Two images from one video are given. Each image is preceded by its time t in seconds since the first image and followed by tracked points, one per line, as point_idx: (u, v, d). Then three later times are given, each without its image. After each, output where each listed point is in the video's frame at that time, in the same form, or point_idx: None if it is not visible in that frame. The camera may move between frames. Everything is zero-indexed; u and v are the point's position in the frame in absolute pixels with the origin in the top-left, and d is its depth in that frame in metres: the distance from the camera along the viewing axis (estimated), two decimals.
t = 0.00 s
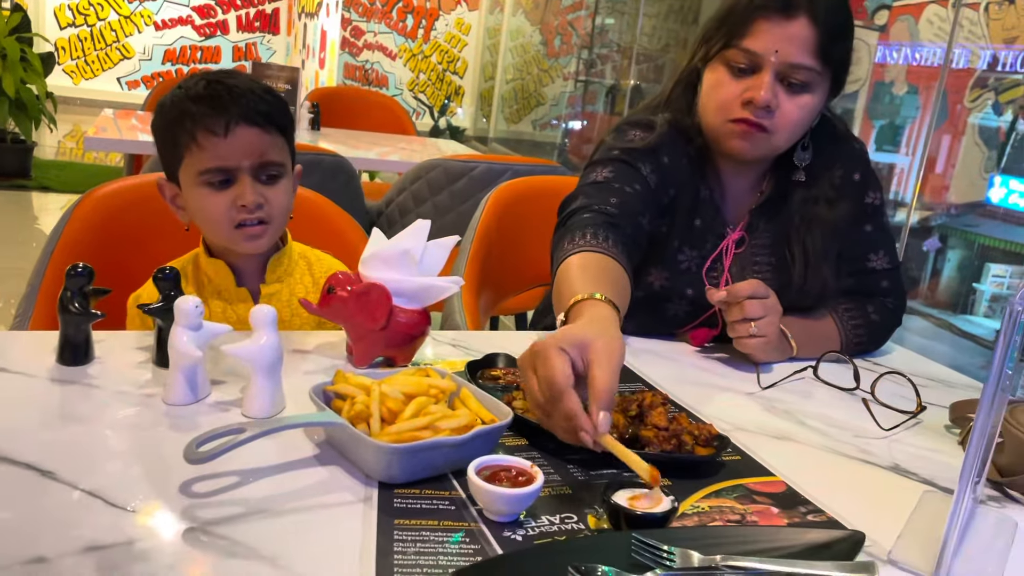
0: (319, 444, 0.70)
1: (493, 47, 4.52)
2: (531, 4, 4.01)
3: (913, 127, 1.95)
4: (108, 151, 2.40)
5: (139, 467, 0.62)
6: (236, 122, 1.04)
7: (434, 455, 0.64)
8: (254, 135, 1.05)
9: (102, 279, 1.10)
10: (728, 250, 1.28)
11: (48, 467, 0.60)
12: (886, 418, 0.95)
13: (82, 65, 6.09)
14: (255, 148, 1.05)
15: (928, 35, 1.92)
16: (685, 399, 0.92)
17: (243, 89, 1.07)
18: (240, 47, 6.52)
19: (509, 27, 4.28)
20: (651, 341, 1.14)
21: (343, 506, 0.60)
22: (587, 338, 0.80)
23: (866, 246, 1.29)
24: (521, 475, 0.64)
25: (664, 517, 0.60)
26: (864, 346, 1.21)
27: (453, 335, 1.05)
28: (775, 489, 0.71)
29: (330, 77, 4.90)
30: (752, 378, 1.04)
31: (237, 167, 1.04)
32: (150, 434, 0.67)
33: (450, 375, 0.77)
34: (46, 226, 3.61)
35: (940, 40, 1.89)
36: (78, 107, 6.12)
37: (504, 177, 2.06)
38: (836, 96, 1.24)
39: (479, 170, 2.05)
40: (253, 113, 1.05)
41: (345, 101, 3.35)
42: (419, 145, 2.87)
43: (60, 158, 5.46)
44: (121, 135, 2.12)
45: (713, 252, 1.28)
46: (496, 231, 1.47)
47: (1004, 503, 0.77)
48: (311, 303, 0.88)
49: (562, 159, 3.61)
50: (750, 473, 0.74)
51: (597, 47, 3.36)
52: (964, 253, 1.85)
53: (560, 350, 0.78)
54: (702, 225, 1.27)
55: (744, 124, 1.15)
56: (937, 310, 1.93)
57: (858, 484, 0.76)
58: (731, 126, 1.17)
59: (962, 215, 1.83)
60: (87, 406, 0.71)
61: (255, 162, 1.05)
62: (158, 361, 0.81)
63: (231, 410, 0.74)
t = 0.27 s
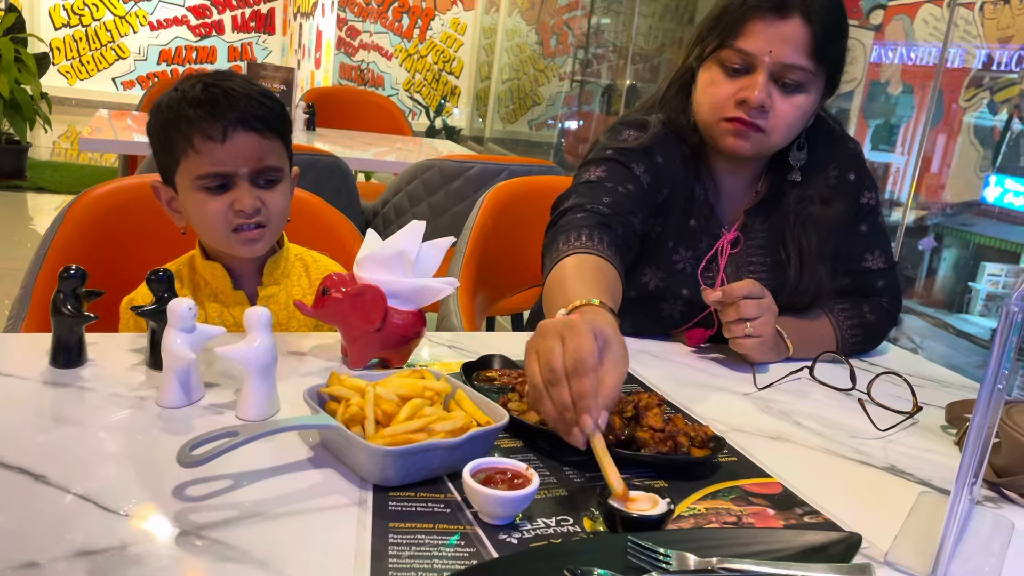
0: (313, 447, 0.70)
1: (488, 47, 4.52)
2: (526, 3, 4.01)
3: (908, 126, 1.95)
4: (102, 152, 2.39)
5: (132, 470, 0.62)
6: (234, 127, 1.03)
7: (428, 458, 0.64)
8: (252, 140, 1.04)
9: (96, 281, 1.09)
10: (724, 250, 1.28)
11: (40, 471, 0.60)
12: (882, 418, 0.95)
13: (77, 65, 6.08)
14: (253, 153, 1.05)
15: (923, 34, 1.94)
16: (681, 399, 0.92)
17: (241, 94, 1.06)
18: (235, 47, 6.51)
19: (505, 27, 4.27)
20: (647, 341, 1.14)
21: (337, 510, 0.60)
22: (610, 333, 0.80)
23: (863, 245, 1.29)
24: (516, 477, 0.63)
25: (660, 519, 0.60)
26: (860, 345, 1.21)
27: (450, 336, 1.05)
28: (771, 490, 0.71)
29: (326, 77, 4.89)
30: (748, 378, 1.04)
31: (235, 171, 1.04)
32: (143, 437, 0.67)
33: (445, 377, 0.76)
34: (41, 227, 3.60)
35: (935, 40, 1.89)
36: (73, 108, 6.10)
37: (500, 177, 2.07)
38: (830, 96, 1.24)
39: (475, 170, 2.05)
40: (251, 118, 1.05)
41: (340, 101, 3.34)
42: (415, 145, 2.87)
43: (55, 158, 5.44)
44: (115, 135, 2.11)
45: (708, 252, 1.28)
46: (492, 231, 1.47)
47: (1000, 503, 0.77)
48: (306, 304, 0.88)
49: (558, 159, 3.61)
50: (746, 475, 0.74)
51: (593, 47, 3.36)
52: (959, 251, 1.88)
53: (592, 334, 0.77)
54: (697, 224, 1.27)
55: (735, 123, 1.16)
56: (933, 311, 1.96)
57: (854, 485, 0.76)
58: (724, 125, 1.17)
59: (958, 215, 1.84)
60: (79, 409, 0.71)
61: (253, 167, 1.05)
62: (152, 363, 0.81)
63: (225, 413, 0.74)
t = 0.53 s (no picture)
0: (311, 449, 0.70)
1: (485, 48, 4.52)
2: (523, 5, 4.01)
3: (905, 127, 1.96)
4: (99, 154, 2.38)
5: (129, 473, 0.61)
6: (236, 132, 1.03)
7: (426, 460, 0.64)
8: (254, 145, 1.04)
9: (92, 284, 1.09)
10: (722, 252, 1.28)
11: (37, 474, 0.60)
12: (879, 419, 0.95)
13: (73, 67, 6.07)
14: (255, 158, 1.05)
15: (919, 34, 1.93)
16: (679, 401, 0.92)
17: (244, 100, 1.07)
18: (232, 49, 6.50)
19: (502, 29, 4.27)
20: (644, 342, 1.14)
21: (335, 512, 0.60)
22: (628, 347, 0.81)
23: (860, 246, 1.29)
24: (515, 479, 0.63)
25: (659, 520, 0.60)
26: (857, 346, 1.22)
27: (448, 338, 1.04)
28: (769, 491, 0.71)
29: (323, 79, 4.89)
30: (746, 379, 1.04)
31: (237, 177, 1.04)
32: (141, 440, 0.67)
33: (443, 379, 0.76)
34: (37, 229, 3.59)
35: (931, 40, 1.89)
36: (70, 110, 6.09)
37: (497, 178, 2.08)
38: (827, 98, 1.24)
39: (473, 171, 2.06)
40: (253, 123, 1.05)
41: (337, 103, 3.34)
42: (412, 146, 2.87)
43: (51, 161, 5.43)
44: (112, 138, 2.11)
45: (706, 253, 1.29)
46: (490, 232, 1.47)
47: (997, 504, 0.78)
48: (303, 307, 0.88)
49: (555, 160, 3.61)
50: (744, 476, 0.74)
51: (590, 48, 3.36)
52: (956, 251, 1.88)
53: (613, 350, 0.77)
54: (695, 226, 1.28)
55: (736, 127, 1.16)
56: (931, 310, 1.96)
57: (852, 486, 0.76)
58: (725, 130, 1.17)
59: (954, 215, 1.84)
60: (77, 412, 0.70)
61: (255, 173, 1.05)
62: (149, 366, 0.81)
63: (223, 416, 0.74)
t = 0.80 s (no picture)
0: (308, 453, 0.70)
1: (483, 51, 4.52)
2: (521, 8, 4.02)
3: (903, 129, 1.96)
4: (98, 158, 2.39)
5: (127, 479, 0.61)
6: (258, 121, 1.05)
7: (423, 464, 0.64)
8: (275, 135, 1.06)
9: (91, 290, 1.09)
10: (718, 254, 1.28)
11: (35, 480, 0.60)
12: (876, 421, 0.95)
13: (72, 71, 6.08)
14: (275, 148, 1.06)
15: (917, 36, 1.94)
16: (676, 404, 0.92)
17: (265, 93, 1.09)
18: (231, 53, 6.51)
19: (500, 32, 4.28)
20: (642, 345, 1.14)
21: (332, 517, 0.60)
22: (585, 353, 0.79)
23: (858, 248, 1.30)
24: (511, 483, 0.64)
25: (655, 524, 0.60)
26: (855, 348, 1.22)
27: (446, 342, 1.04)
28: (765, 494, 0.71)
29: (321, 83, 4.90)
30: (743, 382, 1.04)
31: (255, 166, 1.05)
32: (139, 446, 0.67)
33: (440, 383, 0.76)
34: (36, 234, 3.59)
35: (929, 41, 1.90)
36: (69, 114, 6.10)
37: (495, 181, 2.10)
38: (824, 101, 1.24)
39: (472, 174, 2.08)
40: (275, 115, 1.07)
41: (336, 106, 3.35)
42: (411, 150, 2.87)
43: (51, 165, 5.43)
44: (111, 142, 2.11)
45: (704, 256, 1.29)
46: (487, 236, 1.47)
47: (994, 506, 0.78)
48: (300, 310, 0.89)
49: (554, 163, 3.61)
50: (741, 479, 0.74)
51: (588, 51, 3.37)
52: (955, 253, 1.88)
53: (559, 365, 0.76)
54: (692, 229, 1.27)
55: (734, 130, 1.16)
56: (930, 312, 1.94)
57: (850, 489, 0.76)
58: (722, 132, 1.17)
59: (953, 216, 1.85)
60: (74, 417, 0.70)
61: (274, 162, 1.06)
62: (147, 371, 0.81)
63: (220, 420, 0.74)
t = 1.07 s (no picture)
0: (308, 457, 0.70)
1: (483, 55, 4.53)
2: (520, 12, 4.03)
3: (902, 131, 1.96)
4: (98, 162, 2.39)
5: (127, 483, 0.61)
6: (266, 124, 1.06)
7: (423, 467, 0.64)
8: (282, 138, 1.06)
9: (91, 295, 1.09)
10: (718, 256, 1.28)
11: (34, 485, 0.59)
12: (877, 423, 0.95)
13: (72, 76, 6.08)
14: (283, 151, 1.06)
15: (916, 38, 1.94)
16: (676, 406, 0.92)
17: (271, 97, 1.10)
18: (230, 57, 6.52)
19: (499, 35, 4.29)
20: (642, 348, 1.14)
21: (332, 521, 0.60)
22: (565, 349, 0.81)
23: (858, 250, 1.29)
24: (512, 486, 0.63)
25: (656, 527, 0.60)
26: (855, 350, 1.22)
27: (447, 346, 1.04)
28: (767, 497, 0.71)
29: (321, 87, 4.91)
30: (744, 384, 1.04)
31: (264, 168, 1.05)
32: (138, 450, 0.67)
33: (440, 386, 0.76)
34: (36, 239, 3.59)
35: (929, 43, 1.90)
36: (69, 119, 6.10)
37: (495, 185, 2.10)
38: (822, 101, 1.25)
39: (471, 177, 2.08)
40: (283, 118, 1.07)
41: (336, 110, 3.35)
42: (410, 153, 2.87)
43: (50, 169, 5.43)
44: (111, 146, 2.11)
45: (703, 258, 1.28)
46: (487, 238, 1.47)
47: (996, 507, 0.77)
48: (300, 314, 0.89)
49: (554, 166, 3.62)
50: (742, 481, 0.73)
51: (587, 54, 3.37)
52: (955, 255, 1.88)
53: (538, 365, 0.78)
54: (691, 231, 1.27)
55: (732, 130, 1.16)
56: (930, 314, 1.96)
57: (851, 491, 0.76)
58: (719, 131, 1.17)
59: (953, 218, 1.85)
60: (74, 422, 0.70)
61: (282, 165, 1.06)
62: (146, 375, 0.81)
63: (220, 424, 0.74)
